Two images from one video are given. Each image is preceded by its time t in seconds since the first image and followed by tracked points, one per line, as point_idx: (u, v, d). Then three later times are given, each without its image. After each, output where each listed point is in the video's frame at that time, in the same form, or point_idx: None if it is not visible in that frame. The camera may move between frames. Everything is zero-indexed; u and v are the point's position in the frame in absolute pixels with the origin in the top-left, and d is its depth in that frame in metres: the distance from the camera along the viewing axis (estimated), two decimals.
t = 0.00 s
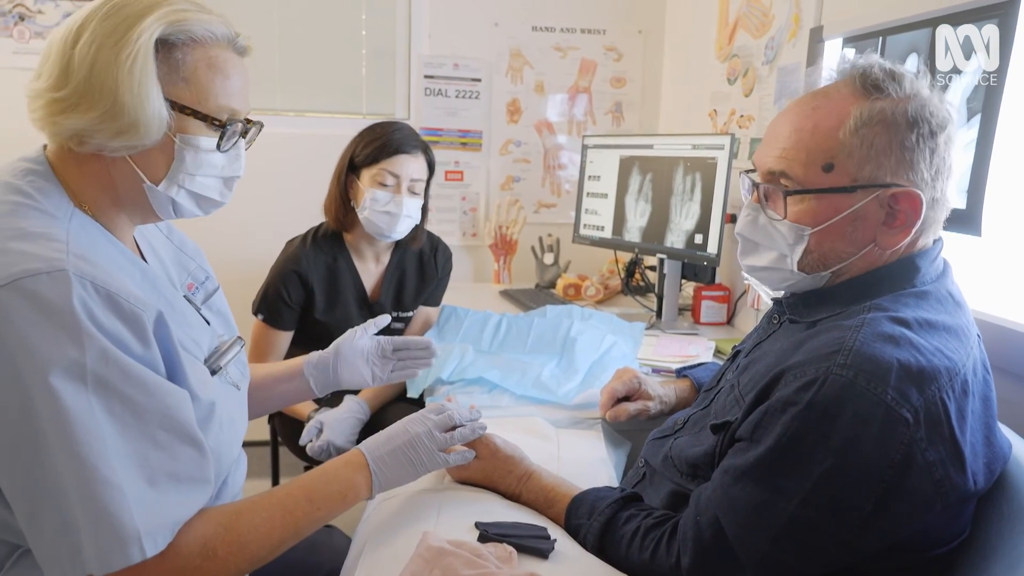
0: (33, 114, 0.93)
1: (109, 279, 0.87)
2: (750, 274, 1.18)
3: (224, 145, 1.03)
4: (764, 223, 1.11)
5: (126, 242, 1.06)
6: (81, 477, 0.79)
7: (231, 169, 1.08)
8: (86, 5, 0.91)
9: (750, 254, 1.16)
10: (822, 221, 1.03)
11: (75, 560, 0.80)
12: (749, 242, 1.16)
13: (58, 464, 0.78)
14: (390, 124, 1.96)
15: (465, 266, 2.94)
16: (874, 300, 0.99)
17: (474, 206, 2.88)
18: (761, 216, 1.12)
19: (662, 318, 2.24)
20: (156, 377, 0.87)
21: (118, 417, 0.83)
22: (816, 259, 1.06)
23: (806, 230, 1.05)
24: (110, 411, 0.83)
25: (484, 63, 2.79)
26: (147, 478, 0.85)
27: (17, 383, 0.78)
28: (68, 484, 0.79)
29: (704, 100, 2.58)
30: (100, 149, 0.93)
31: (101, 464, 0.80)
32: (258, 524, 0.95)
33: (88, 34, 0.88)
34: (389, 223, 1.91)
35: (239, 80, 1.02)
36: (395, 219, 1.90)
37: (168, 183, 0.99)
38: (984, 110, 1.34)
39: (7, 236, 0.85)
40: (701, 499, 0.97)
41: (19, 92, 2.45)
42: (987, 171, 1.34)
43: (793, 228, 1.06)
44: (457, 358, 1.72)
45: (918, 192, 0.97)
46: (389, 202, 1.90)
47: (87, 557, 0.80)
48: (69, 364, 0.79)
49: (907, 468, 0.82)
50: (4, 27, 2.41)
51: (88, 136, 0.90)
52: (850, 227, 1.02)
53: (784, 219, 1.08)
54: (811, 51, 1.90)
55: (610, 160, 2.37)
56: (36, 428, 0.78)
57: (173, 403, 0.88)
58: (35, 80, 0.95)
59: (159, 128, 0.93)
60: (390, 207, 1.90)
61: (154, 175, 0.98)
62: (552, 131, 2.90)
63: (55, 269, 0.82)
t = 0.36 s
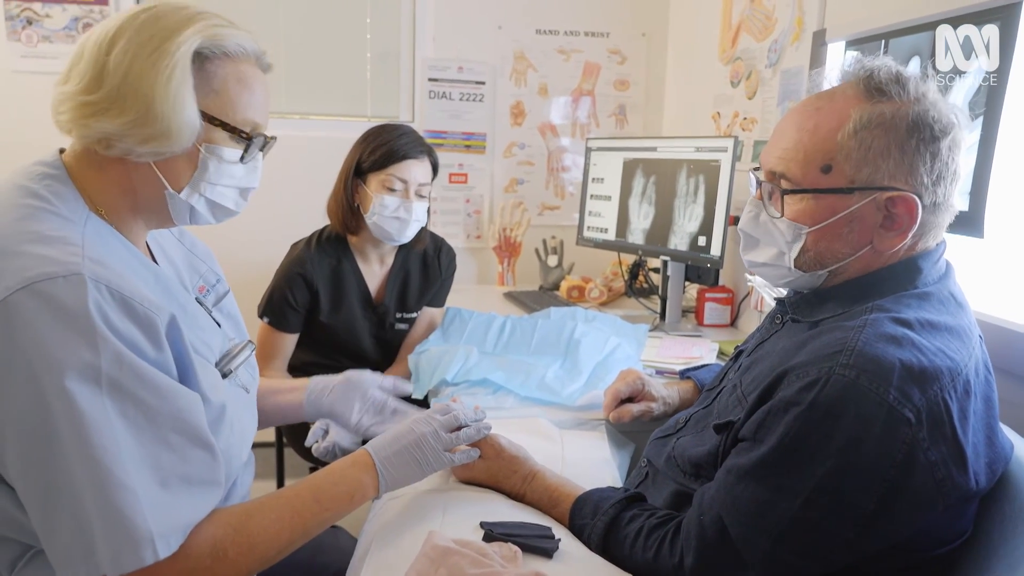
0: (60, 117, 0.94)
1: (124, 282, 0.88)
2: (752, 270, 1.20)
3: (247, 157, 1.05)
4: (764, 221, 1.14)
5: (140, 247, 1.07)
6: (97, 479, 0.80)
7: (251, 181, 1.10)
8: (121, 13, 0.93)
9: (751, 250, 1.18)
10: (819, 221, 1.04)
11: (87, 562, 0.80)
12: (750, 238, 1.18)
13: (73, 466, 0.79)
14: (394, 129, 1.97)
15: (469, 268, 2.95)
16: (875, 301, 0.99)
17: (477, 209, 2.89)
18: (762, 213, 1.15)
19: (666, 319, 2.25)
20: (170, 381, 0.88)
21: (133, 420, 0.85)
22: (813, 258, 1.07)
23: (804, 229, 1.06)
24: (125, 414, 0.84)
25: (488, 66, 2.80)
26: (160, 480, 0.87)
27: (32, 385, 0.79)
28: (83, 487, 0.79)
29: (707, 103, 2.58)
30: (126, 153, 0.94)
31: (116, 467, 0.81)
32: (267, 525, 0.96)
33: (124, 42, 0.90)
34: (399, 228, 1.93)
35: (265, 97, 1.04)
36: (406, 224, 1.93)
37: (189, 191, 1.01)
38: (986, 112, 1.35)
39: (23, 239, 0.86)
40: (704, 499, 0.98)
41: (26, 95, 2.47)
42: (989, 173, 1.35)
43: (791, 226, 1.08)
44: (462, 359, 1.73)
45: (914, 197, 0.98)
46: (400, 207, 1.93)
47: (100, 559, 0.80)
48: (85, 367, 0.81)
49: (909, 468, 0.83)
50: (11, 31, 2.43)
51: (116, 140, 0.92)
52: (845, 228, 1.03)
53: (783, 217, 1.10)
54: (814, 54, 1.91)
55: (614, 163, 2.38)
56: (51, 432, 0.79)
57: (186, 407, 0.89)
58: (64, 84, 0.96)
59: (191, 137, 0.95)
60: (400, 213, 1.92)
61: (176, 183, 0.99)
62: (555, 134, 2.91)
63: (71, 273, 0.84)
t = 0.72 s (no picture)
0: (85, 127, 0.96)
1: (150, 288, 0.90)
2: (758, 272, 1.21)
3: (266, 152, 1.08)
4: (768, 223, 1.15)
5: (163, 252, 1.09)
6: (124, 481, 0.82)
7: (270, 177, 1.12)
8: (136, 21, 0.96)
9: (757, 252, 1.19)
10: (820, 222, 1.06)
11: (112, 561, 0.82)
12: (756, 240, 1.19)
13: (101, 468, 0.81)
14: (403, 133, 1.99)
15: (478, 271, 2.97)
16: (879, 300, 1.00)
17: (486, 212, 2.91)
18: (766, 216, 1.16)
19: (674, 321, 2.26)
20: (194, 385, 0.90)
21: (158, 423, 0.87)
22: (816, 259, 1.09)
23: (806, 231, 1.07)
24: (151, 416, 0.86)
25: (496, 70, 2.82)
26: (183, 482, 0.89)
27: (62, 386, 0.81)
28: (110, 487, 0.81)
29: (715, 106, 2.60)
30: (150, 156, 0.96)
31: (143, 468, 0.83)
32: (283, 524, 0.98)
33: (141, 48, 0.93)
34: (410, 232, 1.95)
35: (280, 93, 1.07)
36: (416, 228, 1.95)
37: (213, 189, 1.03)
38: (991, 114, 1.36)
39: (51, 244, 0.88)
40: (711, 497, 0.99)
41: (42, 102, 2.51)
42: (994, 174, 1.36)
43: (794, 228, 1.09)
44: (471, 361, 1.75)
45: (913, 197, 0.99)
46: (410, 211, 1.95)
47: (126, 558, 0.82)
48: (113, 370, 0.83)
49: (914, 465, 0.84)
50: (27, 39, 2.47)
51: (140, 144, 0.94)
52: (847, 230, 1.04)
53: (785, 220, 1.11)
54: (821, 56, 1.92)
55: (622, 165, 2.39)
56: (78, 433, 0.81)
57: (210, 411, 0.92)
58: (86, 95, 0.98)
59: (210, 136, 0.98)
60: (410, 216, 1.95)
61: (200, 183, 1.02)
62: (563, 137, 2.92)
63: (100, 278, 0.86)
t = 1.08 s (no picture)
0: (100, 134, 0.98)
1: (171, 290, 0.93)
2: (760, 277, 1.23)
3: (277, 150, 1.10)
4: (763, 230, 1.18)
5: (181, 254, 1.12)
6: (146, 478, 0.84)
7: (282, 175, 1.15)
8: (146, 28, 0.98)
9: (757, 257, 1.21)
10: (803, 228, 1.08)
11: (133, 558, 0.84)
12: (756, 247, 1.21)
13: (124, 466, 0.83)
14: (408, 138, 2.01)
15: (483, 273, 2.99)
16: (880, 300, 1.02)
17: (491, 215, 2.93)
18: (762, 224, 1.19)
19: (679, 323, 2.27)
20: (212, 384, 0.93)
21: (179, 422, 0.89)
22: (805, 263, 1.11)
23: (792, 236, 1.10)
24: (172, 415, 0.88)
25: (501, 74, 2.85)
26: (202, 480, 0.91)
27: (87, 385, 0.83)
28: (132, 485, 0.84)
29: (718, 108, 2.61)
30: (166, 160, 0.99)
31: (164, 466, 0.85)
32: (297, 523, 1.00)
33: (151, 54, 0.95)
34: (414, 235, 1.98)
35: (289, 92, 1.10)
36: (421, 231, 1.97)
37: (229, 189, 1.05)
38: (991, 117, 1.37)
39: (75, 247, 0.91)
40: (716, 495, 1.01)
41: (52, 107, 2.54)
42: (995, 177, 1.37)
43: (782, 234, 1.12)
44: (478, 362, 1.77)
45: (885, 201, 1.00)
46: (414, 215, 1.97)
47: (146, 555, 0.84)
48: (136, 370, 0.85)
49: (914, 462, 0.86)
50: (37, 45, 2.50)
51: (155, 148, 0.96)
52: (829, 234, 1.07)
53: (774, 227, 1.14)
54: (823, 59, 1.94)
55: (626, 168, 2.41)
56: (102, 431, 0.83)
57: (228, 410, 0.94)
58: (100, 103, 1.00)
59: (221, 138, 1.00)
60: (414, 220, 1.97)
61: (215, 182, 1.05)
62: (567, 140, 2.94)
63: (123, 281, 0.88)
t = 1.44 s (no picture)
0: (121, 144, 1.01)
1: (188, 294, 0.95)
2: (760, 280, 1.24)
3: (294, 162, 1.13)
4: (765, 233, 1.20)
5: (197, 259, 1.14)
6: (166, 477, 0.86)
7: (298, 185, 1.17)
8: (167, 41, 1.00)
9: (758, 260, 1.23)
10: (810, 230, 1.10)
11: (152, 556, 0.86)
12: (756, 249, 1.23)
13: (144, 465, 0.86)
14: (416, 144, 2.04)
15: (489, 277, 3.01)
16: (881, 303, 1.04)
17: (497, 219, 2.96)
18: (765, 225, 1.21)
19: (684, 325, 2.29)
20: (228, 386, 0.95)
21: (197, 423, 0.91)
22: (811, 265, 1.12)
23: (799, 238, 1.11)
24: (190, 416, 0.90)
25: (506, 80, 2.87)
26: (218, 479, 0.93)
27: (108, 387, 0.85)
28: (152, 484, 0.86)
29: (722, 113, 2.63)
30: (185, 169, 1.01)
31: (183, 465, 0.87)
32: (311, 523, 1.02)
33: (174, 68, 0.97)
34: (423, 239, 2.00)
35: (306, 106, 1.12)
36: (429, 235, 1.99)
37: (245, 199, 1.08)
38: (993, 120, 1.39)
39: (96, 253, 0.93)
40: (721, 495, 1.02)
41: (63, 114, 2.57)
42: (997, 179, 1.39)
43: (788, 236, 1.13)
44: (486, 365, 1.79)
45: (894, 202, 1.02)
46: (422, 219, 1.99)
47: (165, 552, 0.86)
48: (155, 372, 0.87)
49: (916, 460, 0.88)
50: (49, 54, 2.54)
51: (175, 158, 0.99)
52: (837, 236, 1.08)
53: (779, 229, 1.15)
54: (826, 64, 1.96)
55: (631, 173, 2.43)
56: (122, 432, 0.85)
57: (244, 412, 0.96)
58: (121, 113, 1.03)
59: (241, 149, 1.03)
60: (422, 224, 1.99)
61: (232, 193, 1.07)
62: (573, 145, 2.97)
63: (142, 285, 0.90)
